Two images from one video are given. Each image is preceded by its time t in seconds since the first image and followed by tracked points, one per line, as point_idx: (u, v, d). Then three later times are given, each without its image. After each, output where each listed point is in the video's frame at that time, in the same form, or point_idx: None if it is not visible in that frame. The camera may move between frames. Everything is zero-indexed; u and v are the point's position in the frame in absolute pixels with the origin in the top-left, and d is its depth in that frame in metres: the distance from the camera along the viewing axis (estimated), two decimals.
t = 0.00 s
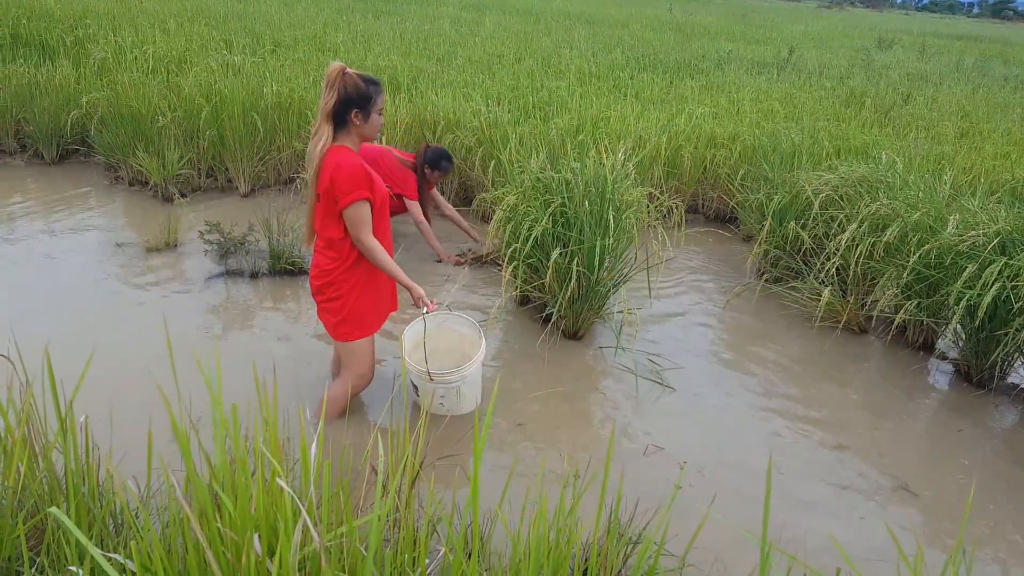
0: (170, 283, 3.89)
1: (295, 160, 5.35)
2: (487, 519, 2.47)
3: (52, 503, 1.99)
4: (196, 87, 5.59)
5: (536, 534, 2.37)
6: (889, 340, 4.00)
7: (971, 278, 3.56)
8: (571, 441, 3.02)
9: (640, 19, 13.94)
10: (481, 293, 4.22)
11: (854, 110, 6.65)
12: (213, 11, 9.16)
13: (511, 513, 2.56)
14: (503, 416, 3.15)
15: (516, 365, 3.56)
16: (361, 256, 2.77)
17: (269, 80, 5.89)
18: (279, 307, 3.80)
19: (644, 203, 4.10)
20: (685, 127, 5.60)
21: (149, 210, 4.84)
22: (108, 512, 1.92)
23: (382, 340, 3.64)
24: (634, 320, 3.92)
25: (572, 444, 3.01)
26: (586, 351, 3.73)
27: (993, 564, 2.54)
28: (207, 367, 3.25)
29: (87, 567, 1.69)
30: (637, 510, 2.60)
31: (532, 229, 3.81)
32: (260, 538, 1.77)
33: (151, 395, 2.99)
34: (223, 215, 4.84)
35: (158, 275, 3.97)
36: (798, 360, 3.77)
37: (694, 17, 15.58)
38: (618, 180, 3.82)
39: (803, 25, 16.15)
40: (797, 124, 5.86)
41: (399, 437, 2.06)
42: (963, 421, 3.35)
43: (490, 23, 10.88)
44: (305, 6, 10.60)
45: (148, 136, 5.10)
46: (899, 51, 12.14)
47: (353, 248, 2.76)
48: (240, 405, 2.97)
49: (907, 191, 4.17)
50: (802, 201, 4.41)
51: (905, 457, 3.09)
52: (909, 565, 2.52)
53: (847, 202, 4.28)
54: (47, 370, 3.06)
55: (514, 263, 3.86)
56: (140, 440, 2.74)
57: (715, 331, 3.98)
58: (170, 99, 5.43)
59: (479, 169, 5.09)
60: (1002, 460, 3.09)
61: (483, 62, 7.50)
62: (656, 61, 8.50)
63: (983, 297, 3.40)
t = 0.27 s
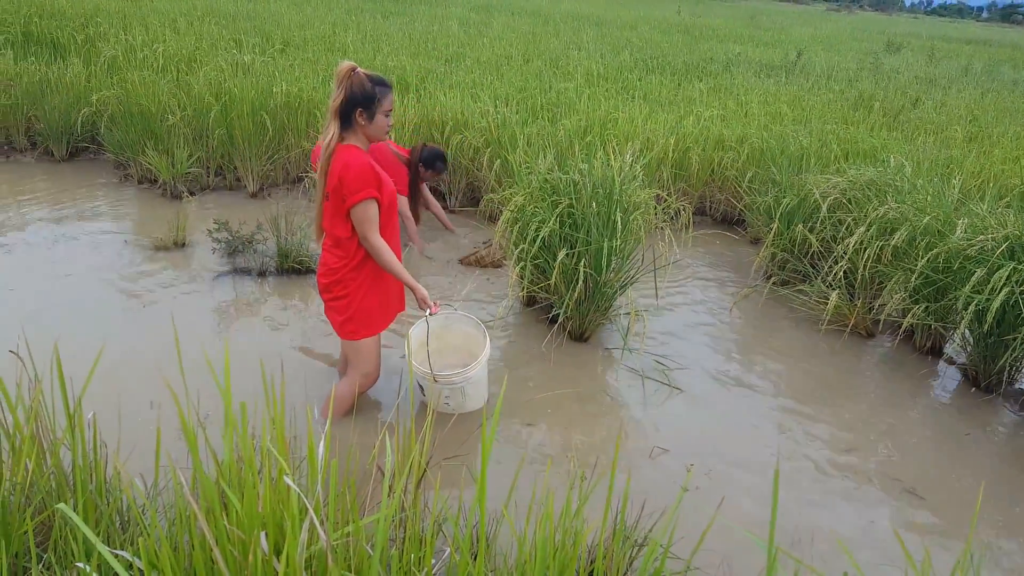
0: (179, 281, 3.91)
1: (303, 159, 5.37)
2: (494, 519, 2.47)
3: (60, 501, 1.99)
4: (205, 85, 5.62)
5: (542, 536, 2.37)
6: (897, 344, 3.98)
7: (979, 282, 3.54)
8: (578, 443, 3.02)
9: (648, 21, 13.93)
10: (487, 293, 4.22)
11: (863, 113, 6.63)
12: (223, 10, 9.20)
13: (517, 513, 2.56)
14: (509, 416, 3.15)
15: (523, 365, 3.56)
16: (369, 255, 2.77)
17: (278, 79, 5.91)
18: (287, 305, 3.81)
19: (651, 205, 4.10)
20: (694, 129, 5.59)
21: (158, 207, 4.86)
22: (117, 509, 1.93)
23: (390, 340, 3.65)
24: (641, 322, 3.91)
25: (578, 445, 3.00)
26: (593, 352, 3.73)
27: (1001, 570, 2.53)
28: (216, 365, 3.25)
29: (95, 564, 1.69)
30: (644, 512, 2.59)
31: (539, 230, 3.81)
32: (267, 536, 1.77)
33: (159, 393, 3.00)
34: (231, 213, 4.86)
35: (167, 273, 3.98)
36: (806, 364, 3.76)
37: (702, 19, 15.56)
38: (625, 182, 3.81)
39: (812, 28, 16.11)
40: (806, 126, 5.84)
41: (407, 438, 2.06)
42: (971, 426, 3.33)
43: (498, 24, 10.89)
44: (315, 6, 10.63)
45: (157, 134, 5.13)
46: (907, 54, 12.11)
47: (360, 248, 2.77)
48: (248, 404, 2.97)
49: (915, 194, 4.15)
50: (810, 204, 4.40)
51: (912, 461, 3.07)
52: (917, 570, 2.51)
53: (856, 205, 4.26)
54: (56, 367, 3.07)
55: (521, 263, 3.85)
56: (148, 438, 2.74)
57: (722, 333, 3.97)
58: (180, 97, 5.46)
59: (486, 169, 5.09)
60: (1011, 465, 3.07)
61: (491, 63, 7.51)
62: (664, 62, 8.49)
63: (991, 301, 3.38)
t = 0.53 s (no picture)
0: (186, 283, 3.92)
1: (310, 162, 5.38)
2: (501, 523, 2.47)
3: (68, 502, 1.99)
4: (213, 88, 5.64)
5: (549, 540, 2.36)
6: (904, 349, 3.96)
7: (988, 288, 3.52)
8: (584, 447, 3.01)
9: (654, 24, 13.93)
10: (494, 296, 4.22)
11: (871, 117, 6.60)
12: (232, 13, 9.24)
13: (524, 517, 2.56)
14: (516, 420, 3.14)
15: (530, 369, 3.56)
16: (372, 257, 2.77)
17: (286, 83, 5.93)
18: (294, 308, 3.82)
19: (658, 208, 4.09)
20: (701, 133, 5.59)
21: (165, 209, 4.88)
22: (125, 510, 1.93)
23: (396, 343, 3.65)
24: (647, 325, 3.91)
25: (585, 449, 2.99)
26: (599, 356, 3.72)
27: None
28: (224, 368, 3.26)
29: (104, 565, 1.69)
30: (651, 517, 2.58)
31: (546, 233, 3.81)
32: (275, 539, 1.77)
33: (166, 395, 3.01)
34: (239, 216, 4.87)
35: (175, 276, 3.99)
36: (813, 369, 3.74)
37: (709, 23, 15.55)
38: (632, 185, 3.81)
39: (819, 32, 16.08)
40: (813, 130, 5.83)
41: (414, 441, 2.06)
42: (980, 432, 3.31)
43: (505, 27, 10.91)
44: (322, 9, 10.68)
45: (165, 137, 5.15)
46: (915, 58, 12.08)
47: (363, 249, 2.77)
48: (256, 406, 2.98)
49: (923, 199, 4.13)
50: (818, 208, 4.38)
51: (921, 467, 3.05)
52: None
53: (863, 209, 4.25)
54: (65, 369, 3.08)
55: (528, 266, 3.85)
56: (156, 440, 2.75)
57: (729, 337, 3.96)
58: (188, 100, 5.48)
59: (493, 173, 5.10)
60: (1020, 472, 3.05)
61: (498, 66, 7.53)
62: (671, 66, 8.49)
63: (1000, 307, 3.35)
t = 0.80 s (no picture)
0: (195, 285, 3.94)
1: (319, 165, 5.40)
2: (510, 525, 2.46)
3: (80, 502, 2.00)
4: (223, 91, 5.67)
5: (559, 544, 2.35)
6: (915, 352, 3.94)
7: (1000, 292, 3.49)
8: (594, 450, 3.00)
9: (662, 27, 13.92)
10: (502, 299, 4.22)
11: (881, 120, 6.58)
12: (242, 16, 9.29)
13: (533, 520, 2.55)
14: (524, 424, 3.14)
15: (538, 371, 3.55)
16: (371, 256, 2.78)
17: (295, 85, 5.95)
18: (302, 310, 3.83)
19: (667, 211, 4.08)
20: (709, 136, 5.58)
21: (175, 211, 4.90)
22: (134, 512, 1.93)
23: (405, 345, 3.66)
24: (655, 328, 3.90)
25: (593, 452, 2.99)
26: (607, 359, 3.72)
27: None
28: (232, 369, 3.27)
29: (115, 566, 1.70)
30: (660, 521, 2.57)
31: (554, 235, 3.80)
32: (285, 540, 1.78)
33: (176, 396, 3.02)
34: (248, 218, 4.89)
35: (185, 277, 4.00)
36: (824, 373, 3.72)
37: (717, 25, 15.52)
38: (640, 188, 3.80)
39: (828, 35, 16.03)
40: (823, 133, 5.81)
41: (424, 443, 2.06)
42: (992, 437, 3.28)
43: (513, 30, 10.92)
44: (331, 12, 10.72)
45: (175, 139, 5.17)
46: (925, 61, 12.02)
47: (363, 249, 2.77)
48: (265, 407, 2.99)
49: (934, 202, 4.10)
50: (828, 211, 4.37)
51: (932, 472, 3.03)
52: None
53: (874, 213, 4.23)
54: (75, 370, 3.10)
55: (536, 269, 3.85)
56: (166, 440, 2.76)
57: (738, 341, 3.95)
58: (198, 102, 5.51)
59: (501, 175, 5.10)
60: None
61: (506, 69, 7.53)
62: (679, 68, 8.48)
63: (1012, 311, 3.33)
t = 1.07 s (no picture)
0: (212, 288, 3.97)
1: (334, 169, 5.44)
2: (524, 530, 2.46)
3: (100, 501, 2.03)
4: (240, 95, 5.72)
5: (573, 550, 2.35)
6: (932, 362, 3.90)
7: (1020, 301, 3.45)
8: (608, 457, 3.00)
9: (676, 31, 13.90)
10: (516, 303, 4.23)
11: (897, 126, 6.54)
12: (258, 20, 9.37)
13: (548, 526, 2.55)
14: (538, 429, 3.14)
15: (552, 377, 3.55)
16: (373, 256, 2.80)
17: (311, 89, 5.99)
18: (317, 313, 3.85)
19: (681, 216, 4.07)
20: (724, 141, 5.56)
21: (192, 214, 4.95)
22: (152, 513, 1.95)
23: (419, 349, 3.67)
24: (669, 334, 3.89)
25: (608, 459, 2.98)
26: (621, 365, 3.71)
27: None
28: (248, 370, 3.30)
29: (134, 565, 1.72)
30: (676, 530, 2.56)
31: (568, 240, 3.80)
32: (301, 541, 1.79)
33: (193, 397, 3.04)
34: (264, 221, 4.93)
35: (202, 280, 4.04)
36: (839, 381, 3.70)
37: (731, 30, 15.47)
38: (655, 193, 3.79)
39: (843, 39, 15.94)
40: (839, 139, 5.78)
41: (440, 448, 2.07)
42: (1011, 448, 3.25)
43: (527, 34, 10.94)
44: (346, 16, 10.79)
45: (192, 142, 5.22)
46: (942, 67, 11.93)
47: (366, 249, 2.80)
48: (281, 409, 3.01)
49: (953, 209, 4.06)
50: (844, 218, 4.34)
51: (950, 484, 3.00)
52: None
53: (891, 220, 4.20)
54: (95, 370, 3.13)
55: (549, 274, 3.86)
56: (182, 441, 2.78)
57: (753, 348, 3.93)
58: (215, 106, 5.56)
59: (515, 180, 5.11)
60: None
61: (521, 73, 7.55)
62: (694, 73, 8.47)
63: None
